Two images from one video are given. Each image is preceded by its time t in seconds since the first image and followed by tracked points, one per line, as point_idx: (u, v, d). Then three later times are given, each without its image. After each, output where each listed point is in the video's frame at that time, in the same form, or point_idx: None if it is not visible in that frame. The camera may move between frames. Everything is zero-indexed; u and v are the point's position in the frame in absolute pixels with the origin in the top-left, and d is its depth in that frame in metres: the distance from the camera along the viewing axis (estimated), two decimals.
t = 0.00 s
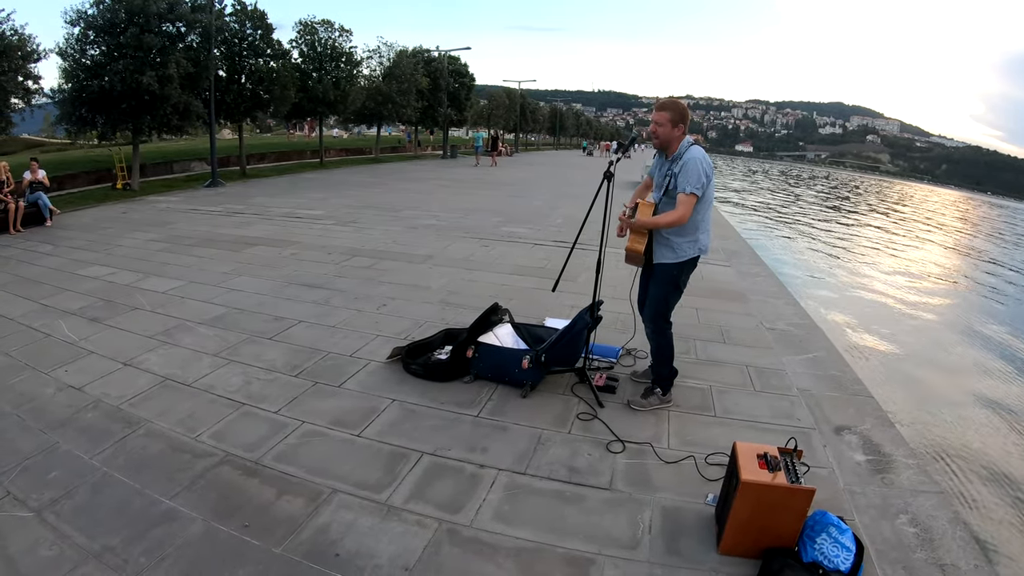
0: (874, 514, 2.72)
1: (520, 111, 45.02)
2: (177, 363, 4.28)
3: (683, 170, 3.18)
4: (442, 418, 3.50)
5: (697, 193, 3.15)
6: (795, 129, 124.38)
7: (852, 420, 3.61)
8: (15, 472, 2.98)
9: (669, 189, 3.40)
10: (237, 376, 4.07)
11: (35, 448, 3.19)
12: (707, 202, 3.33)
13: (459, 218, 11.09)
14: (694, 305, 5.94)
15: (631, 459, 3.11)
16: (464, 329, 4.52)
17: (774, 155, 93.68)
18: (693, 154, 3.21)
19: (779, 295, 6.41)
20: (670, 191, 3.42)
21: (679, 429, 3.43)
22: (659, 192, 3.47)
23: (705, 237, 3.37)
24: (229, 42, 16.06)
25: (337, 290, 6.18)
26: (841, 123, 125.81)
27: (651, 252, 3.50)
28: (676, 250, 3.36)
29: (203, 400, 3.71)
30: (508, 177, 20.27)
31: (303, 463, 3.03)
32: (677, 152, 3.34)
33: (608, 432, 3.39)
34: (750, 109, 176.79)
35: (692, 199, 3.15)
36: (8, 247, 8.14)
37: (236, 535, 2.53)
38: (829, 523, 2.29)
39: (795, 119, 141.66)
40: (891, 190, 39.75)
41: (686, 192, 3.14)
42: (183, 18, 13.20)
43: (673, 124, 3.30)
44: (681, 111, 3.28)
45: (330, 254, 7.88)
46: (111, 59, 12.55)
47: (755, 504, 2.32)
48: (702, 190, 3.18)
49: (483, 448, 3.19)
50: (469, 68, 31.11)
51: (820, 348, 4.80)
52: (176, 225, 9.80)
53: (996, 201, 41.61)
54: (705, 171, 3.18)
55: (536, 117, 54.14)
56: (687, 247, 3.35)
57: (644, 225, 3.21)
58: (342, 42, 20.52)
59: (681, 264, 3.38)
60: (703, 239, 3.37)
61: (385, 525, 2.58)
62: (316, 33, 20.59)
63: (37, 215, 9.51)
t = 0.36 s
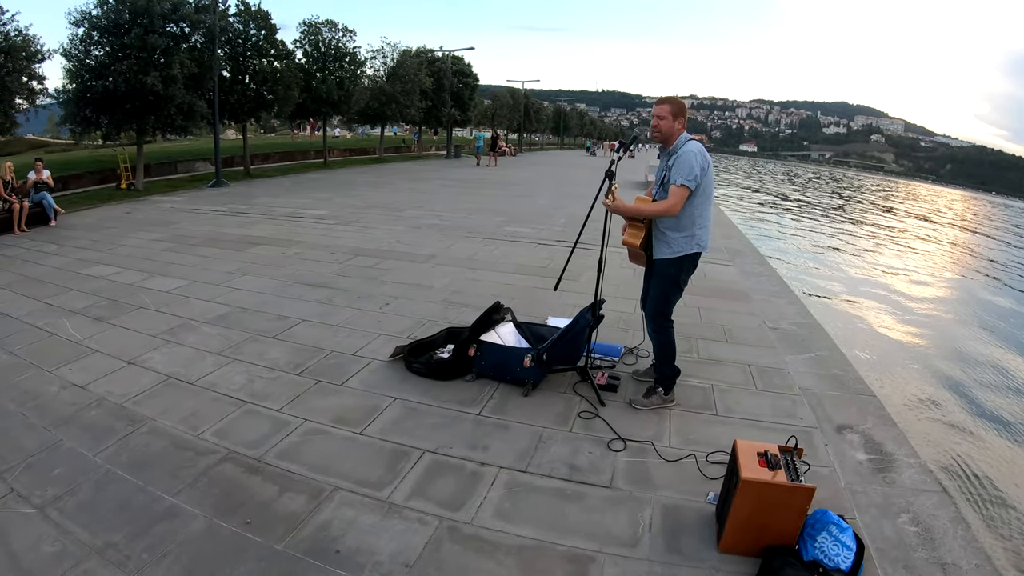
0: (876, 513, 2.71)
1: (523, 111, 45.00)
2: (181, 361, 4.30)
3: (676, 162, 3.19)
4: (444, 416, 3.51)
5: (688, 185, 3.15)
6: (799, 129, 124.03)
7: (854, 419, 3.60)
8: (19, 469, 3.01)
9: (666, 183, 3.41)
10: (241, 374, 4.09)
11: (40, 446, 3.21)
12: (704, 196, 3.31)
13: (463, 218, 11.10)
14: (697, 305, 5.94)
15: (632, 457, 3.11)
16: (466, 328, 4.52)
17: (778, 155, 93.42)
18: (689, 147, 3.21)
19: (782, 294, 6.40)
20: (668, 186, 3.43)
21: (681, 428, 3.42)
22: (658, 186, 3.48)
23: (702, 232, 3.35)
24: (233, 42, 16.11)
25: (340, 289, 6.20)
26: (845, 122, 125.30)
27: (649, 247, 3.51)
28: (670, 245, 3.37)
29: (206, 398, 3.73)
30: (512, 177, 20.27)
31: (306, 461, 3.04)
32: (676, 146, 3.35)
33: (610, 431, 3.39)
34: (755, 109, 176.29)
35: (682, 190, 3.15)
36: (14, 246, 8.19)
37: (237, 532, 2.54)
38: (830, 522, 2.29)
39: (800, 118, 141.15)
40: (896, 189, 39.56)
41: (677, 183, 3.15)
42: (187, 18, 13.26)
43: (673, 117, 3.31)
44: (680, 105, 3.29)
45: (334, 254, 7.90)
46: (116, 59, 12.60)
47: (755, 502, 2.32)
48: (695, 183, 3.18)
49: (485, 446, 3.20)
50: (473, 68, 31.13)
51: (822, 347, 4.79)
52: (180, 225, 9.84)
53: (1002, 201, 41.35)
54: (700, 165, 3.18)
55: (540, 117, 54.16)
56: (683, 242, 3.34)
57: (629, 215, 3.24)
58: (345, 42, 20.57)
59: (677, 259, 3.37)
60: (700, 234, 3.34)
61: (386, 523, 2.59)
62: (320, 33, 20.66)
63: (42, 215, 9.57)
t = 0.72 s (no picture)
0: (875, 513, 2.71)
1: (526, 111, 44.96)
2: (183, 360, 4.33)
3: (666, 160, 3.20)
4: (444, 415, 3.52)
5: (676, 183, 3.15)
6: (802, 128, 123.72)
7: (855, 418, 3.60)
8: (22, 466, 3.03)
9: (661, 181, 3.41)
10: (243, 372, 4.11)
11: (42, 443, 3.23)
12: (697, 196, 3.29)
13: (465, 217, 11.11)
14: (699, 304, 5.94)
15: (632, 456, 3.11)
16: (468, 327, 4.53)
17: (781, 155, 93.19)
18: (681, 145, 3.21)
19: (784, 294, 6.39)
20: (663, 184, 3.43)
21: (681, 427, 3.43)
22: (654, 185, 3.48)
23: (693, 232, 3.33)
24: (236, 43, 16.15)
25: (342, 289, 6.21)
26: (850, 122, 124.86)
27: (643, 247, 3.53)
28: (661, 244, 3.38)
29: (207, 397, 3.75)
30: (514, 177, 20.26)
31: (306, 459, 3.05)
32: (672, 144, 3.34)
33: (610, 429, 3.39)
34: (758, 109, 175.91)
35: (669, 188, 3.15)
36: (18, 246, 8.23)
37: (238, 529, 2.55)
38: (829, 521, 2.29)
39: (804, 118, 140.73)
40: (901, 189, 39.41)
41: (665, 182, 3.16)
42: (190, 19, 13.30)
43: (670, 115, 3.32)
44: (677, 102, 3.29)
45: (336, 253, 7.92)
46: (119, 60, 12.64)
47: (754, 500, 2.31)
48: (684, 181, 3.17)
49: (484, 444, 3.21)
50: (476, 68, 31.14)
51: (824, 347, 4.79)
52: (183, 225, 9.87)
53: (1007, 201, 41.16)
54: (691, 163, 3.17)
55: (543, 117, 54.16)
56: (675, 242, 3.35)
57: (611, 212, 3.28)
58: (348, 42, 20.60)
59: (668, 259, 3.38)
60: (691, 233, 3.33)
61: (385, 520, 2.60)
62: (323, 33, 20.71)
63: (45, 215, 9.61)
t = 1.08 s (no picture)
0: (875, 512, 2.71)
1: (529, 111, 44.93)
2: (185, 359, 4.35)
3: (666, 164, 3.20)
4: (445, 414, 3.53)
5: (674, 188, 3.15)
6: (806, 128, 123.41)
7: (856, 418, 3.59)
8: (25, 464, 3.04)
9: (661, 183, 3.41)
10: (244, 372, 4.12)
11: (45, 441, 3.25)
12: (696, 199, 3.29)
13: (467, 217, 11.13)
14: (700, 304, 5.93)
15: (632, 455, 3.12)
16: (469, 326, 4.53)
17: (785, 155, 92.95)
18: (680, 149, 3.20)
19: (786, 294, 6.37)
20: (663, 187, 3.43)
21: (682, 427, 3.43)
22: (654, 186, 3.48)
23: (691, 235, 3.33)
24: (239, 43, 16.19)
25: (344, 288, 6.22)
26: (854, 122, 124.47)
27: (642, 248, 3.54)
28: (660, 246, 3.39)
29: (209, 395, 3.76)
30: (517, 177, 20.27)
31: (307, 458, 3.06)
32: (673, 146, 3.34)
33: (610, 429, 3.39)
34: (762, 108, 175.51)
35: (667, 193, 3.16)
36: (21, 246, 8.27)
37: (239, 526, 2.57)
38: (828, 521, 2.29)
39: (807, 118, 140.36)
40: (905, 189, 39.29)
41: (663, 186, 3.16)
42: (193, 19, 13.34)
43: (671, 115, 3.31)
44: (679, 103, 3.28)
45: (338, 253, 7.94)
46: (122, 60, 12.68)
47: (753, 500, 2.31)
48: (683, 186, 3.18)
49: (484, 443, 3.21)
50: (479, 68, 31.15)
51: (825, 347, 4.78)
52: (186, 225, 9.90)
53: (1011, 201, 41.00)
54: (689, 167, 3.16)
55: (546, 117, 54.15)
56: (672, 244, 3.35)
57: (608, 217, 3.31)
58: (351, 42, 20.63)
59: (665, 261, 3.38)
60: (688, 237, 3.33)
61: (385, 519, 2.61)
62: (326, 33, 20.73)
63: (49, 215, 9.66)
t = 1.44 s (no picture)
0: (876, 513, 2.70)
1: (532, 111, 44.89)
2: (187, 358, 4.36)
3: (672, 170, 3.17)
4: (446, 413, 3.53)
5: (681, 193, 3.14)
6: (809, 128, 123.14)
7: (857, 418, 3.58)
8: (26, 463, 3.06)
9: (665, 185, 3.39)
10: (246, 371, 4.13)
11: (46, 440, 3.26)
12: (701, 201, 3.29)
13: (470, 217, 11.13)
14: (702, 304, 5.93)
15: (632, 455, 3.12)
16: (470, 326, 4.54)
17: (788, 155, 92.71)
18: (686, 153, 3.19)
19: (788, 294, 6.36)
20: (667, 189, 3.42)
21: (682, 426, 3.43)
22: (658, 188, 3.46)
23: (697, 238, 3.34)
24: (242, 43, 16.22)
25: (346, 288, 6.23)
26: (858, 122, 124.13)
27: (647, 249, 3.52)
28: (667, 248, 3.37)
29: (211, 395, 3.77)
30: (519, 177, 20.27)
31: (308, 457, 3.07)
32: (676, 148, 3.32)
33: (611, 428, 3.40)
34: (765, 108, 175.09)
35: (675, 198, 3.14)
36: (25, 245, 8.31)
37: (239, 525, 2.57)
38: (828, 521, 2.28)
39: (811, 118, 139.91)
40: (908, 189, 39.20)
41: (670, 192, 3.15)
42: (196, 19, 13.37)
43: (672, 119, 3.31)
44: (681, 107, 3.27)
45: (341, 253, 7.95)
46: (125, 60, 12.72)
47: (752, 500, 2.31)
48: (690, 191, 3.16)
49: (485, 443, 3.22)
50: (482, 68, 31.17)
51: (827, 347, 4.77)
52: (189, 225, 9.92)
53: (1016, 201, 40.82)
54: (696, 172, 3.15)
55: (549, 116, 54.15)
56: (679, 247, 3.34)
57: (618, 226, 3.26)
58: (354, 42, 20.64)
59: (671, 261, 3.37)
60: (694, 240, 3.34)
61: (385, 518, 2.61)
62: (329, 33, 20.75)
63: (52, 215, 9.69)
